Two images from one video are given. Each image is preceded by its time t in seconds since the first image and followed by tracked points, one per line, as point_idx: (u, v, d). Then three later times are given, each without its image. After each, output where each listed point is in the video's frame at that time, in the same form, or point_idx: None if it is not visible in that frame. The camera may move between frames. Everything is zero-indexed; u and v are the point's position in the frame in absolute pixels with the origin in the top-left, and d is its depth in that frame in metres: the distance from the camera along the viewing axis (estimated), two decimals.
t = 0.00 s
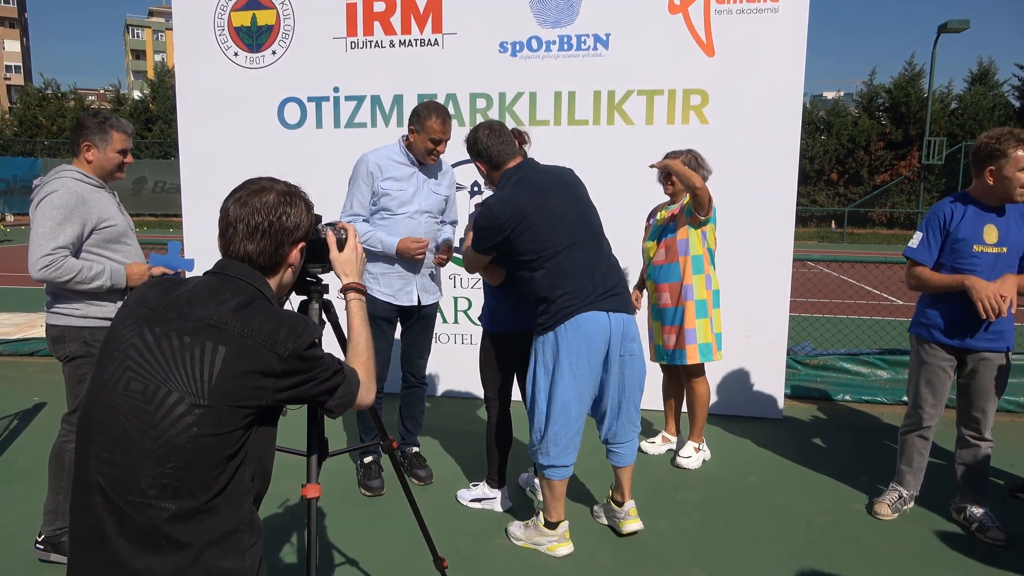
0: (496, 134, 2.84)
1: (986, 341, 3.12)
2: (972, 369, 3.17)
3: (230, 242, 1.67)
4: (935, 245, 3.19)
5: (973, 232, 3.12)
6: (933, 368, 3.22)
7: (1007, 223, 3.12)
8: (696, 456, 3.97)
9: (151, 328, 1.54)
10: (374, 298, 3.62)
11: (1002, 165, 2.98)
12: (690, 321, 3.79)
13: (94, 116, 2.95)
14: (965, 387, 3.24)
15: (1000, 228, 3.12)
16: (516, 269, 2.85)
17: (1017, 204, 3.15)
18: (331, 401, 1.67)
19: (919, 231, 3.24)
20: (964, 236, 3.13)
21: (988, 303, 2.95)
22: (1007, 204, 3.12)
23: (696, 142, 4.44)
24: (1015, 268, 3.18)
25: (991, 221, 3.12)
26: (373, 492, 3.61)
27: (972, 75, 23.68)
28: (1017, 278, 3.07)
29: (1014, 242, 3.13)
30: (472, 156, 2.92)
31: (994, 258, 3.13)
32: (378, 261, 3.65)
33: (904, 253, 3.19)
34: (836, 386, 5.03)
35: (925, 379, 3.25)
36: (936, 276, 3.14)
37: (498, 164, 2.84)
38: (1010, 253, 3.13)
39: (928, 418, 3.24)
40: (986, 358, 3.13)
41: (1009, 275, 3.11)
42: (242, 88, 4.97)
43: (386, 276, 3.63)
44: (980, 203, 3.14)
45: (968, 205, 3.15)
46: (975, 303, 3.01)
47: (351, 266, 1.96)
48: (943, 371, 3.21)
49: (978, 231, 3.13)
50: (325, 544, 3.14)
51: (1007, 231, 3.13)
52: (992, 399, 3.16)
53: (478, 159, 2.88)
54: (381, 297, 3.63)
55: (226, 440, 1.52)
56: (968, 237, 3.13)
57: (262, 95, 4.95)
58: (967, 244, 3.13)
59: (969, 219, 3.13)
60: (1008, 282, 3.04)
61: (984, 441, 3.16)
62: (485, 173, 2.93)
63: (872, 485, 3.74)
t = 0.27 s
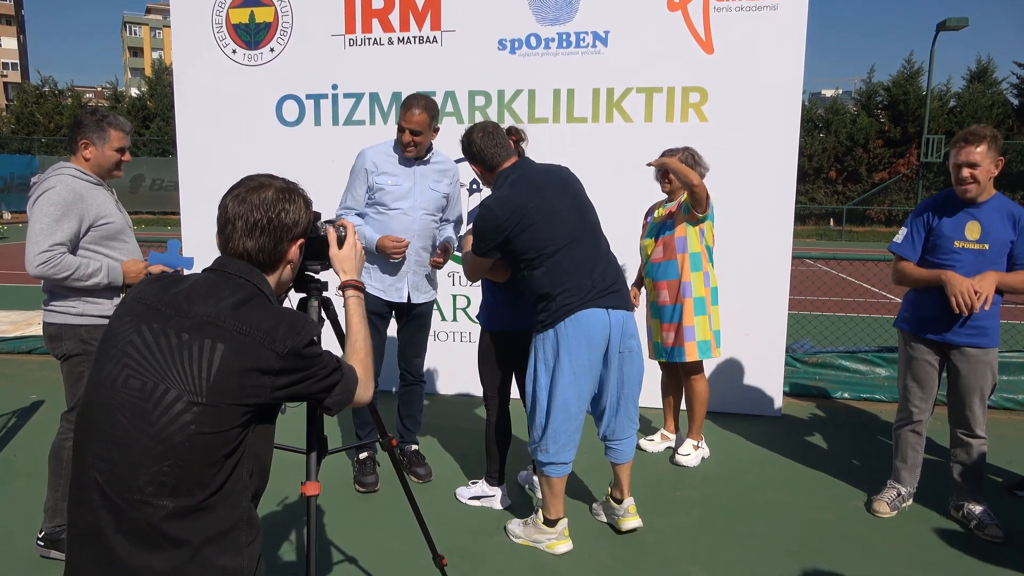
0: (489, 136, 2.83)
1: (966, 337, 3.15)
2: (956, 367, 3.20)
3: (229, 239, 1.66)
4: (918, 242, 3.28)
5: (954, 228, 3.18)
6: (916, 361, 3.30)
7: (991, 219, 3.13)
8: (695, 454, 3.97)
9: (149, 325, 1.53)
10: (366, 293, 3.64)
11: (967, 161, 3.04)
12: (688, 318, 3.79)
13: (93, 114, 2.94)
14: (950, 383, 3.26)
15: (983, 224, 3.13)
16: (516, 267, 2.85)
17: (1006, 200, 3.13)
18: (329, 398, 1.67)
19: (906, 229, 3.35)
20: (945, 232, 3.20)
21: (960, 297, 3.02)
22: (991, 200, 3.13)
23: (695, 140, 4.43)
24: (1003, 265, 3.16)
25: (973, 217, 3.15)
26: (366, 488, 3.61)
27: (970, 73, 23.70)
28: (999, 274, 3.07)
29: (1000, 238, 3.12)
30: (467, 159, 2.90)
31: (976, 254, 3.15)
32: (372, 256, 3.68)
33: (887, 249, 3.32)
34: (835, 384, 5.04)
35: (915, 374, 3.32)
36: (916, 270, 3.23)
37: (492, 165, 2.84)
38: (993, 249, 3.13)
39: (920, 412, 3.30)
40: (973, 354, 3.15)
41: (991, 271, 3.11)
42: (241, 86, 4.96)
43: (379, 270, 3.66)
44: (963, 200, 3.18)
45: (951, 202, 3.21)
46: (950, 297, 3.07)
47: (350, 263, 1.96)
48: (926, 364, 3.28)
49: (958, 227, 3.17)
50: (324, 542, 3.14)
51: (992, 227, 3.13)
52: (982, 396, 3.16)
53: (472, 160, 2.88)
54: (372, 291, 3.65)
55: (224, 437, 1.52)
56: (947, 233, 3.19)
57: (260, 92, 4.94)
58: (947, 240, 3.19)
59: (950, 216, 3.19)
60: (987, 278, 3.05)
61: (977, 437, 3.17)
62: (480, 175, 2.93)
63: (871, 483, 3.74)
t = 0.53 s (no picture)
0: (490, 134, 2.83)
1: (949, 334, 3.16)
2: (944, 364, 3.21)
3: (230, 234, 1.66)
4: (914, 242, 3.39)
5: (941, 227, 3.25)
6: (912, 359, 3.34)
7: (974, 216, 3.13)
8: (694, 452, 3.97)
9: (150, 320, 1.53)
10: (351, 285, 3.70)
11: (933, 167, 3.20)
12: (688, 316, 3.78)
13: (96, 111, 2.94)
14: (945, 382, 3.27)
15: (965, 222, 3.16)
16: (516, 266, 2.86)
17: (996, 197, 3.10)
18: (330, 395, 1.67)
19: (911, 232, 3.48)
20: (933, 232, 3.28)
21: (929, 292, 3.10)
22: (976, 198, 3.14)
23: (696, 137, 4.43)
24: (994, 261, 3.12)
25: (959, 215, 3.18)
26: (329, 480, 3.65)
27: (971, 72, 23.69)
28: (979, 270, 3.07)
29: (983, 235, 3.11)
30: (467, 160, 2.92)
31: (961, 252, 3.18)
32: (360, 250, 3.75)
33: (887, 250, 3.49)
34: (835, 382, 5.04)
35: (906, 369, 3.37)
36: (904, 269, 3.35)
37: (492, 165, 2.86)
38: (975, 246, 3.14)
39: (914, 409, 3.33)
40: (956, 352, 3.16)
41: (973, 267, 3.12)
42: (241, 83, 4.95)
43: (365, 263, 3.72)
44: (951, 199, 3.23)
45: (942, 203, 3.27)
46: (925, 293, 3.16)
47: (351, 260, 1.96)
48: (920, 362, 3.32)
49: (943, 226, 3.25)
50: (324, 539, 3.14)
51: (976, 224, 3.12)
52: (975, 395, 3.16)
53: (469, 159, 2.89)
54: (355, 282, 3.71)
55: (225, 433, 1.51)
56: (932, 234, 3.29)
57: (261, 89, 4.93)
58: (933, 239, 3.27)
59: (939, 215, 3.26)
60: (964, 274, 3.08)
61: (977, 436, 3.15)
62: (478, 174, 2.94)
63: (871, 482, 3.74)
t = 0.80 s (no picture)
0: (491, 133, 2.83)
1: (942, 331, 3.17)
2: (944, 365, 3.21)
3: (237, 220, 1.66)
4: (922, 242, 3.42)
5: (943, 227, 3.27)
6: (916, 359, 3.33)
7: (971, 215, 3.13)
8: (698, 451, 3.97)
9: (155, 299, 1.51)
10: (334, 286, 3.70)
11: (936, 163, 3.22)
12: (689, 315, 3.78)
13: (109, 110, 2.96)
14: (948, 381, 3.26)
15: (963, 221, 3.16)
16: (519, 266, 2.86)
17: (994, 197, 3.08)
18: (332, 386, 1.68)
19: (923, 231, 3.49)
20: (936, 231, 3.30)
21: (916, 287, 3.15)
22: (974, 197, 3.14)
23: (700, 136, 4.42)
24: (988, 260, 3.10)
25: (958, 214, 3.19)
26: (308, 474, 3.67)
27: (975, 71, 23.61)
28: (970, 268, 3.07)
29: (978, 234, 3.10)
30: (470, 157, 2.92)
31: (957, 251, 3.18)
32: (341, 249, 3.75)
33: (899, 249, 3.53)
34: (838, 381, 5.03)
35: (909, 369, 3.39)
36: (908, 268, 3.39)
37: (496, 164, 2.87)
38: (970, 244, 3.13)
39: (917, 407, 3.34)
40: (953, 351, 3.16)
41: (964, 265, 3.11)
42: (245, 81, 4.96)
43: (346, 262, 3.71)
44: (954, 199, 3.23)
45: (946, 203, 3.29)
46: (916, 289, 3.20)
47: (355, 259, 1.95)
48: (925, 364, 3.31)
49: (944, 225, 3.26)
50: (328, 537, 3.15)
51: (972, 223, 3.12)
52: (976, 396, 3.15)
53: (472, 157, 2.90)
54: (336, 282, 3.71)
55: (227, 413, 1.50)
56: (934, 233, 3.31)
57: (264, 88, 4.94)
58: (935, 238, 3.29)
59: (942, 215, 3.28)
60: (952, 271, 3.08)
61: (981, 435, 3.14)
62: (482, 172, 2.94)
63: (874, 481, 3.74)
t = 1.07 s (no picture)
0: (497, 127, 2.82)
1: (945, 330, 3.16)
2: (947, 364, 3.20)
3: (244, 184, 1.65)
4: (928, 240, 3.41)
5: (949, 225, 3.25)
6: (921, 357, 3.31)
7: (979, 214, 3.12)
8: (697, 446, 3.97)
9: (156, 244, 1.50)
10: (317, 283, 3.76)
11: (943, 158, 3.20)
12: (687, 314, 3.79)
13: (143, 109, 2.99)
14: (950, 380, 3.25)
15: (970, 220, 3.15)
16: (521, 261, 2.85)
17: (1001, 196, 3.07)
18: (329, 354, 1.60)
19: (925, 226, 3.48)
20: (942, 229, 3.29)
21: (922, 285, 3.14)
22: (981, 196, 3.13)
23: (703, 133, 4.41)
24: (995, 260, 3.09)
25: (965, 212, 3.18)
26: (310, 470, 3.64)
27: (979, 69, 23.54)
28: (978, 267, 3.06)
29: (985, 232, 3.09)
30: (477, 149, 2.92)
31: (964, 249, 3.17)
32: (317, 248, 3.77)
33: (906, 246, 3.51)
34: (841, 380, 5.03)
35: (911, 368, 3.38)
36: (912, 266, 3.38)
37: (502, 157, 2.86)
38: (977, 244, 3.12)
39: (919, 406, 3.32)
40: (955, 351, 3.16)
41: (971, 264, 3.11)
42: (248, 77, 4.95)
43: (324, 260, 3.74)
44: (961, 198, 3.22)
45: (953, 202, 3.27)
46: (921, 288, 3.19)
47: (357, 254, 1.93)
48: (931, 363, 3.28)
49: (950, 223, 3.25)
50: (329, 534, 3.15)
51: (980, 221, 3.11)
52: (978, 395, 3.14)
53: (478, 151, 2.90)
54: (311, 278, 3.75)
55: (216, 361, 1.45)
56: (940, 230, 3.29)
57: (267, 83, 4.93)
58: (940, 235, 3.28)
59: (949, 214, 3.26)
60: (960, 270, 3.08)
61: (982, 434, 3.14)
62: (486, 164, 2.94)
63: (876, 479, 3.73)
